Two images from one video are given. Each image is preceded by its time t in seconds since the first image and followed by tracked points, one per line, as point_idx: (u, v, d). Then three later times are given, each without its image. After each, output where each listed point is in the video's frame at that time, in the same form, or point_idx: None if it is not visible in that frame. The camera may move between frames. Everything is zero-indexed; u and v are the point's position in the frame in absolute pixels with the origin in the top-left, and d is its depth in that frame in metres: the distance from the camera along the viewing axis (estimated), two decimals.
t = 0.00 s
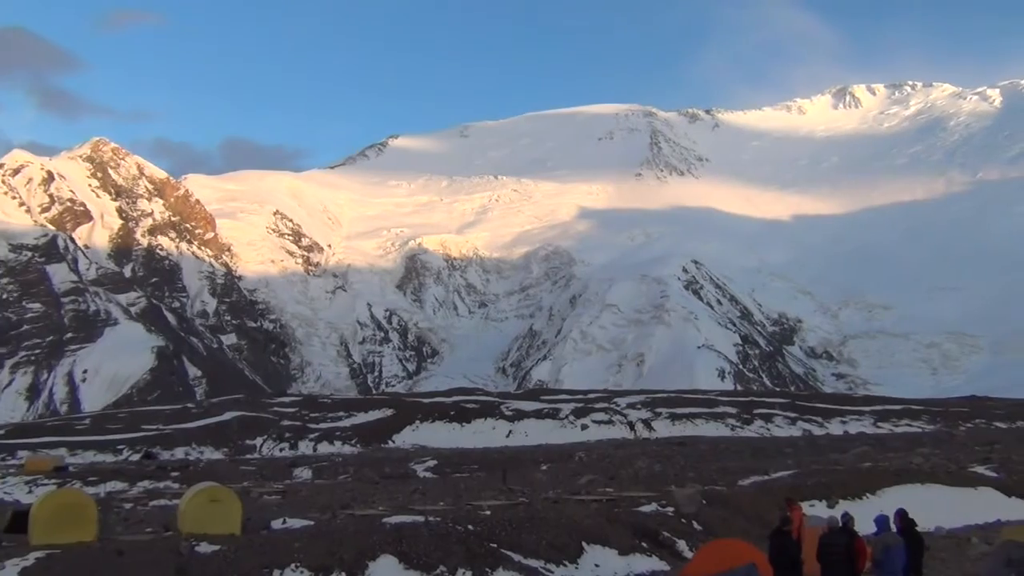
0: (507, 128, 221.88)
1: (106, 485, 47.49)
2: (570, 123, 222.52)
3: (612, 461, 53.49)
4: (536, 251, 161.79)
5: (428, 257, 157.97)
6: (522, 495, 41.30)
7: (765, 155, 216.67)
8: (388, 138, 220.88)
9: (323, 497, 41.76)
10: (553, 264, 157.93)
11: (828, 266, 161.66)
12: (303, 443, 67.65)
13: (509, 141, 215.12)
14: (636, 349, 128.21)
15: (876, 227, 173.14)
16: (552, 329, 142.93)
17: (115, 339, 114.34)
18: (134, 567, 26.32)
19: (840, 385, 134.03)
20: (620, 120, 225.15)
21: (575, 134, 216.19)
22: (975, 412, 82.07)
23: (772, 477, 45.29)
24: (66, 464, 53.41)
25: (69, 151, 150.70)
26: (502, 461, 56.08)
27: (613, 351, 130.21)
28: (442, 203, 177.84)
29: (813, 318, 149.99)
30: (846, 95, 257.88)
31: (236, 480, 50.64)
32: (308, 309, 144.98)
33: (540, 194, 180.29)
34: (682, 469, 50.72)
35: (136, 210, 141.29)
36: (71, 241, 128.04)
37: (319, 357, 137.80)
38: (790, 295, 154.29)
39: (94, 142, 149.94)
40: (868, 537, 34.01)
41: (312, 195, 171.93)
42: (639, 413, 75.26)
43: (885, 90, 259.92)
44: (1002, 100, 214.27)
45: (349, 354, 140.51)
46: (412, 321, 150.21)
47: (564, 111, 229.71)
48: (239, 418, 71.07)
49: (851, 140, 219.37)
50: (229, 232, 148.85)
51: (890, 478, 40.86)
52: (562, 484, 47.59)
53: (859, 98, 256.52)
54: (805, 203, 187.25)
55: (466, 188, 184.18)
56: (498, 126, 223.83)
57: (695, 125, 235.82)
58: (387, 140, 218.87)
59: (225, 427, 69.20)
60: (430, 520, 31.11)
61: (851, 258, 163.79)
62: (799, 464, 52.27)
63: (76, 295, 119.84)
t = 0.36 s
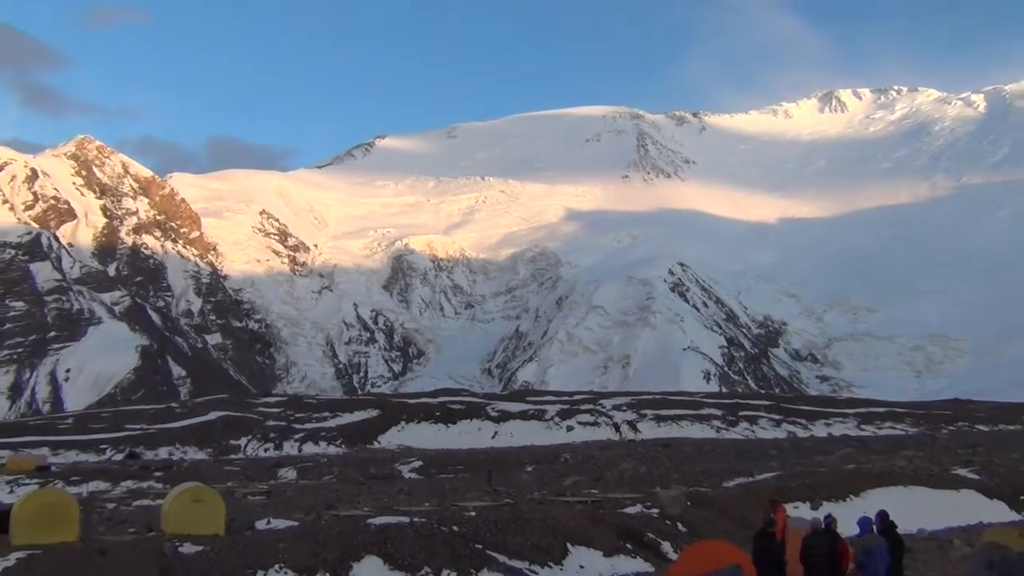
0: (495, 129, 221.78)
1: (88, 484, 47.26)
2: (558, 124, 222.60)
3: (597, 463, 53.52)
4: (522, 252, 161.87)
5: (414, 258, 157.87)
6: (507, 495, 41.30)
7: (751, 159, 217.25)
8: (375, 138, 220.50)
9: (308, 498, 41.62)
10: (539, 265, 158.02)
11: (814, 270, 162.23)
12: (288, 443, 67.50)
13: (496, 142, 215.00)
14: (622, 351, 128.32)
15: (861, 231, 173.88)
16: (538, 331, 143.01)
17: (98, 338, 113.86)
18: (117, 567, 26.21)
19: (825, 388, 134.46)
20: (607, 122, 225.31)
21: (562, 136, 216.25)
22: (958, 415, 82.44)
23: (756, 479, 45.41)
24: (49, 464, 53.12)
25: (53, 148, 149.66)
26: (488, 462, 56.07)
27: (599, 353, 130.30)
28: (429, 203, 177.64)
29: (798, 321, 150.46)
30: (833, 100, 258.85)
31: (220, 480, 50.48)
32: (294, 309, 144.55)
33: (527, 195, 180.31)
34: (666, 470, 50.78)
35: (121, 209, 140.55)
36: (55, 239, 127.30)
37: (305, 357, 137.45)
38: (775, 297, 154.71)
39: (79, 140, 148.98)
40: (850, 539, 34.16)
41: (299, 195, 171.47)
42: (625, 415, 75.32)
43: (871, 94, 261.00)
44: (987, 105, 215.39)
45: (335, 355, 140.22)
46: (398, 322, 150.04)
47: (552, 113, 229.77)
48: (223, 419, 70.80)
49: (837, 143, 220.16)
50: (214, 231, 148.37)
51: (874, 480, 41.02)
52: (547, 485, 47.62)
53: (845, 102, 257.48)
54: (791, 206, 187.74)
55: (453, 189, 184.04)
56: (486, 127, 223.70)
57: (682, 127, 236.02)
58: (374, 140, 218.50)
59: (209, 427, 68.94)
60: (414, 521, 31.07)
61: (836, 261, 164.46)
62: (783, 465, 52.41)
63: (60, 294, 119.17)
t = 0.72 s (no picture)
0: (481, 127, 221.62)
1: (68, 480, 46.98)
2: (544, 123, 222.65)
3: (580, 462, 53.60)
4: (507, 250, 161.93)
5: (399, 255, 157.70)
6: (490, 494, 41.29)
7: (735, 160, 218.01)
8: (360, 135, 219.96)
9: (289, 494, 41.53)
10: (524, 264, 158.12)
11: (797, 271, 162.91)
12: (270, 440, 67.33)
13: (482, 140, 214.82)
14: (605, 350, 128.49)
15: (843, 233, 174.74)
16: (522, 329, 143.11)
17: (79, 333, 113.29)
18: (97, 564, 26.07)
19: (806, 388, 134.97)
20: (593, 122, 225.44)
21: (547, 135, 216.28)
22: (937, 416, 82.95)
23: (738, 478, 45.52)
24: (28, 459, 52.79)
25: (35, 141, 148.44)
26: (470, 460, 56.06)
27: (583, 352, 130.43)
28: (414, 201, 177.43)
29: (780, 321, 150.92)
30: (817, 102, 260.04)
31: (201, 477, 50.29)
32: (277, 306, 143.98)
33: (512, 193, 180.33)
34: (648, 469, 50.89)
35: (103, 203, 139.58)
36: (36, 232, 126.36)
37: (287, 353, 137.05)
38: (758, 297, 155.16)
39: (61, 133, 147.85)
40: (830, 539, 34.37)
41: (283, 190, 170.92)
42: (607, 414, 75.43)
43: (855, 97, 262.32)
44: (969, 110, 216.85)
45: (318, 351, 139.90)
46: (381, 319, 149.87)
47: (538, 111, 229.80)
48: (204, 415, 70.53)
49: (821, 146, 221.12)
50: (198, 226, 147.71)
51: (854, 480, 41.20)
52: (529, 483, 47.64)
53: (829, 104, 258.71)
54: (775, 207, 188.37)
55: (438, 187, 183.86)
56: (471, 125, 223.52)
57: (668, 128, 236.32)
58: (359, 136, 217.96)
59: (190, 423, 68.62)
60: (396, 518, 31.04)
61: (819, 263, 165.27)
62: (764, 465, 52.59)
63: (40, 288, 118.32)
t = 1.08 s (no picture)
0: (458, 124, 221.33)
1: (37, 476, 46.52)
2: (521, 121, 222.64)
3: (554, 459, 53.60)
4: (483, 247, 161.87)
5: (375, 251, 157.33)
6: (463, 491, 41.19)
7: (710, 159, 218.98)
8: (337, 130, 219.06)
9: (261, 491, 41.29)
10: (500, 261, 158.14)
11: (771, 270, 163.74)
12: (243, 436, 66.97)
13: (459, 137, 214.47)
14: (581, 348, 128.60)
15: (817, 233, 175.80)
16: (497, 326, 143.07)
17: (49, 328, 112.34)
18: (65, 562, 25.83)
19: (779, 387, 135.57)
20: (571, 119, 225.59)
21: (525, 132, 216.26)
22: (908, 415, 83.62)
23: (711, 476, 45.67)
24: None
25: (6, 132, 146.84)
26: (445, 457, 55.93)
27: (559, 349, 130.55)
28: (391, 197, 177.01)
29: (754, 319, 151.46)
30: (792, 103, 261.52)
31: (172, 473, 49.90)
32: (251, 301, 143.04)
33: (488, 190, 180.24)
34: (622, 467, 50.97)
35: (75, 196, 138.29)
36: (6, 226, 125.20)
37: (261, 349, 136.30)
38: (733, 295, 155.68)
39: (33, 125, 146.31)
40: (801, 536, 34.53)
41: (258, 185, 170.02)
42: (582, 411, 75.51)
43: (830, 98, 264.03)
44: (942, 112, 218.80)
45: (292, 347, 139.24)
46: (356, 315, 149.37)
47: (515, 109, 229.75)
48: (176, 411, 70.02)
49: (797, 146, 222.38)
50: (171, 221, 146.59)
51: (826, 478, 41.41)
52: (503, 481, 47.58)
53: (805, 105, 260.24)
54: (750, 206, 189.22)
55: (415, 183, 183.48)
56: (449, 121, 223.16)
57: (645, 126, 236.75)
58: (335, 131, 217.13)
59: (162, 420, 68.10)
60: (369, 515, 30.92)
61: (793, 263, 166.16)
62: (736, 463, 52.79)
63: (10, 282, 116.95)
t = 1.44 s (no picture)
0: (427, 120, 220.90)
1: None
2: (491, 118, 222.55)
3: (523, 455, 53.59)
4: (453, 244, 161.65)
5: (343, 248, 156.69)
6: (432, 487, 41.07)
7: (679, 157, 220.01)
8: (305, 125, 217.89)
9: (228, 488, 40.97)
10: (469, 257, 158.07)
11: (739, 268, 164.70)
12: (209, 434, 66.48)
13: (428, 133, 213.96)
14: (550, 345, 128.77)
15: (784, 231, 177.12)
16: (467, 323, 142.88)
17: (11, 325, 111.18)
18: (27, 560, 25.51)
19: (746, 383, 136.33)
20: (541, 116, 225.76)
21: (495, 129, 216.18)
22: (873, 411, 84.41)
23: (678, 471, 45.86)
24: None
25: None
26: (413, 454, 55.76)
27: (528, 347, 130.69)
28: (360, 193, 176.36)
29: (721, 316, 152.23)
30: (760, 102, 263.31)
31: (138, 471, 49.41)
32: (218, 297, 141.94)
33: (458, 187, 180.04)
34: (590, 463, 51.05)
35: (37, 190, 136.36)
36: None
37: (228, 346, 135.35)
38: (702, 292, 156.40)
39: None
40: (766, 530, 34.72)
41: (225, 181, 168.84)
42: (551, 408, 75.53)
43: (797, 97, 266.04)
44: (906, 112, 221.27)
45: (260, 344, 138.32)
46: (325, 312, 148.64)
47: (484, 106, 229.62)
48: (141, 408, 69.34)
49: (765, 145, 223.87)
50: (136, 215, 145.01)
51: (792, 474, 41.67)
52: (472, 477, 47.50)
53: (772, 104, 262.06)
54: (718, 204, 190.23)
55: (384, 179, 182.91)
56: (418, 117, 222.61)
57: (615, 124, 237.33)
58: (304, 127, 215.96)
59: (126, 417, 67.42)
60: (337, 513, 30.73)
61: (760, 260, 167.23)
62: (704, 459, 53.00)
63: None
